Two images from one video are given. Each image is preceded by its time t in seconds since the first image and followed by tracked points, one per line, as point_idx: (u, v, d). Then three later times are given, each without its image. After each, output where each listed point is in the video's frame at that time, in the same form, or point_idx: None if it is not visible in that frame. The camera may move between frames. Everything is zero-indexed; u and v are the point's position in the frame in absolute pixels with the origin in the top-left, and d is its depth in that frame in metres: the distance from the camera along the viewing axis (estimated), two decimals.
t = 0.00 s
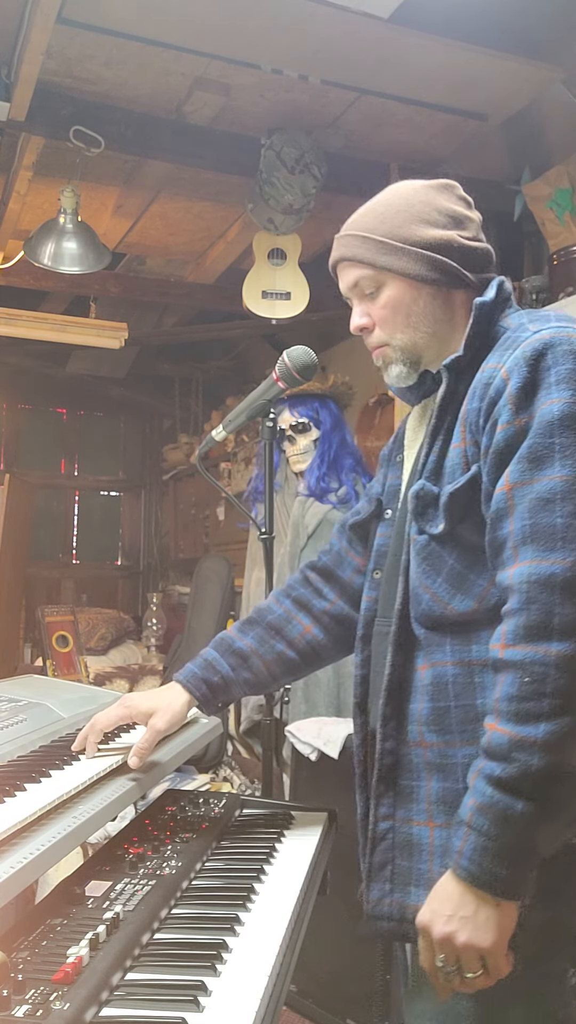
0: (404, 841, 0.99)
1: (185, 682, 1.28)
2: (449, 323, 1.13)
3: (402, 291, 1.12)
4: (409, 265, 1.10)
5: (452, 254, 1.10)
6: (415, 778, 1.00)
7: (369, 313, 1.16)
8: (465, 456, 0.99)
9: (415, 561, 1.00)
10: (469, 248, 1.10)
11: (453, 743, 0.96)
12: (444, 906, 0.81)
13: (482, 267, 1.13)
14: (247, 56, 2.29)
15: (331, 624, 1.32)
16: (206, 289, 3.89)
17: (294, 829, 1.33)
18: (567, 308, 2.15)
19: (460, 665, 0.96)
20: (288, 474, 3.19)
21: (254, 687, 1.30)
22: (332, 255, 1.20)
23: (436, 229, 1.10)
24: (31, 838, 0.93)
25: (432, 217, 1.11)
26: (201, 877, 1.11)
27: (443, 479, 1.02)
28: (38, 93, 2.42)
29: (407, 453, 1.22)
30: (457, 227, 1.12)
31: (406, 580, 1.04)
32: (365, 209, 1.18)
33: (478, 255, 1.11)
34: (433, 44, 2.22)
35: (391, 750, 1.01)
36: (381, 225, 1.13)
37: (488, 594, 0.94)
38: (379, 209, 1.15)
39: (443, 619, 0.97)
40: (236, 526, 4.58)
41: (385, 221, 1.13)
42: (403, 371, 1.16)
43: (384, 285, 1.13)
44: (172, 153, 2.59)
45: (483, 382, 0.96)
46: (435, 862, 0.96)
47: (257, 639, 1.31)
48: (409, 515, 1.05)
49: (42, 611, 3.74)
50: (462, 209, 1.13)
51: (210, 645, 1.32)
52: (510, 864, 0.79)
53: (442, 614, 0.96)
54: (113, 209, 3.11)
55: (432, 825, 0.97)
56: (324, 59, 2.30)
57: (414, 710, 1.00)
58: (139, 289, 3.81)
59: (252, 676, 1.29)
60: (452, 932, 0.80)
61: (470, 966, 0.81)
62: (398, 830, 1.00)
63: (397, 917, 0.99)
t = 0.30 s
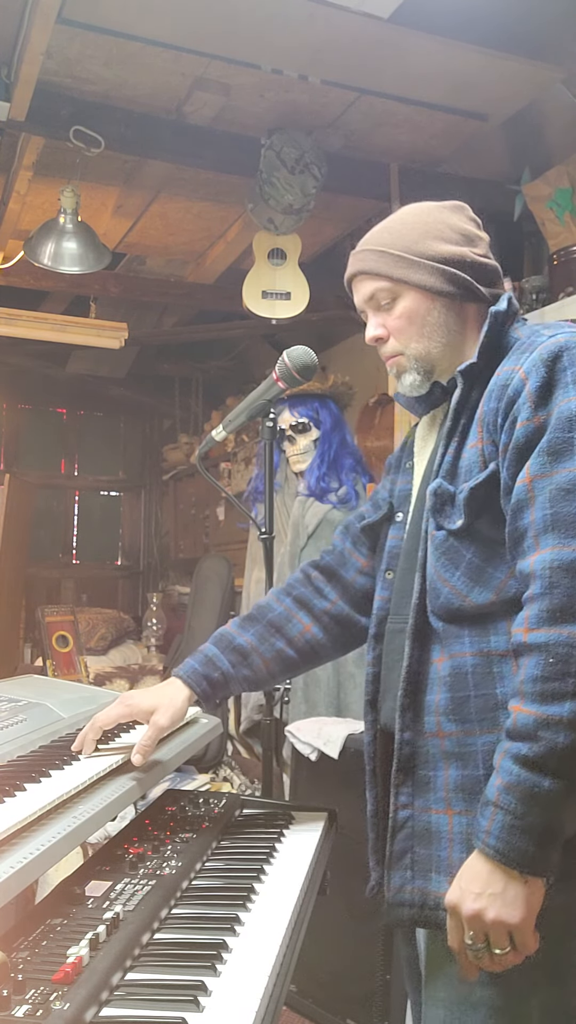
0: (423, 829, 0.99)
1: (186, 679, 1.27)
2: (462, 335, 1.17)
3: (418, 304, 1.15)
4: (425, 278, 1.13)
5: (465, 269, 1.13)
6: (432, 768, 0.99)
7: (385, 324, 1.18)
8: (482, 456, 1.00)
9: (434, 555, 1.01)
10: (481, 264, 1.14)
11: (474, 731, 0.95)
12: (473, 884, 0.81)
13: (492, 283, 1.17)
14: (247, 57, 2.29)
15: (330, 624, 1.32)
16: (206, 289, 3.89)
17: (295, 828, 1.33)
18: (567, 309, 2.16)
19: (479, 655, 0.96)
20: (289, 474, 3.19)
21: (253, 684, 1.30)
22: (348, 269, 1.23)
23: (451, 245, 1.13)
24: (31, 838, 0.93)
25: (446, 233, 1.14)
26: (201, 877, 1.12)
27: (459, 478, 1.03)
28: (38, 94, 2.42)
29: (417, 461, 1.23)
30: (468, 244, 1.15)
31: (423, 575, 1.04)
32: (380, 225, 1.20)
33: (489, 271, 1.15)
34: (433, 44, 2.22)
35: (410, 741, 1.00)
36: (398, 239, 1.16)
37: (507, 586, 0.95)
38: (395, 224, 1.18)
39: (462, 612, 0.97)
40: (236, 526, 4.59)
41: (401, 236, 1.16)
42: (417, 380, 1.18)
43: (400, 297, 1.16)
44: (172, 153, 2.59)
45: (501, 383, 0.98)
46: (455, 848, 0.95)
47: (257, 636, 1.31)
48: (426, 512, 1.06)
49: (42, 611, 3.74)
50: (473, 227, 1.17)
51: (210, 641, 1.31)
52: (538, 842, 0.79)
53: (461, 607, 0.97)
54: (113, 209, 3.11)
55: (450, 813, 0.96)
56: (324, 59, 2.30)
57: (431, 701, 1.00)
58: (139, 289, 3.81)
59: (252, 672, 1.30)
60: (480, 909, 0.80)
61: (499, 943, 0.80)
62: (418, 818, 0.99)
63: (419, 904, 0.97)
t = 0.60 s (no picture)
0: (434, 821, 0.98)
1: (187, 673, 1.27)
2: (470, 349, 1.17)
3: (428, 317, 1.15)
4: (436, 292, 1.14)
5: (473, 284, 1.15)
6: (444, 761, 0.99)
7: (395, 337, 1.18)
8: (491, 457, 1.01)
9: (446, 555, 1.01)
10: (487, 280, 1.16)
11: (488, 724, 0.95)
12: (487, 865, 0.81)
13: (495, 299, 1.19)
14: (247, 56, 2.29)
15: (330, 623, 1.33)
16: (205, 289, 3.89)
17: (295, 829, 1.33)
18: (567, 309, 2.16)
19: (493, 650, 0.96)
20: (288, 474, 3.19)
21: (253, 680, 1.31)
22: (357, 285, 1.23)
23: (459, 261, 1.15)
24: (31, 838, 0.93)
25: (454, 249, 1.16)
26: (201, 877, 1.11)
27: (469, 479, 1.04)
28: (38, 94, 2.42)
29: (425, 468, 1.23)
30: (474, 260, 1.17)
31: (434, 573, 1.04)
32: (388, 241, 1.21)
33: (494, 287, 1.17)
34: (432, 44, 2.22)
35: (421, 734, 1.01)
36: (407, 254, 1.16)
37: (519, 582, 0.95)
38: (403, 239, 1.18)
39: (475, 608, 0.97)
40: (236, 526, 4.59)
41: (411, 250, 1.16)
42: (426, 391, 1.18)
43: (410, 310, 1.16)
44: (172, 153, 2.59)
45: (508, 387, 0.99)
46: (466, 837, 0.95)
47: (257, 633, 1.32)
48: (438, 513, 1.07)
49: (42, 611, 3.74)
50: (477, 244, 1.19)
51: (210, 637, 1.31)
52: (551, 824, 0.79)
53: (474, 604, 0.97)
54: (113, 209, 3.11)
55: (461, 804, 0.96)
56: (324, 59, 2.30)
57: (444, 696, 1.00)
58: (139, 289, 3.81)
59: (252, 669, 1.30)
60: (495, 890, 0.80)
61: (513, 923, 0.80)
62: (429, 810, 0.99)
63: (431, 894, 0.96)
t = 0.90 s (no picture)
0: (435, 816, 0.98)
1: (187, 671, 1.27)
2: (472, 354, 1.18)
3: (433, 323, 1.15)
4: (441, 298, 1.14)
5: (475, 290, 1.15)
6: (446, 756, 0.99)
7: (399, 343, 1.18)
8: (492, 457, 1.01)
9: (448, 554, 1.01)
10: (489, 287, 1.16)
11: (491, 719, 0.95)
12: (489, 855, 0.81)
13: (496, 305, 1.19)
14: (247, 57, 2.29)
15: (330, 620, 1.33)
16: (205, 289, 3.89)
17: (295, 828, 1.33)
18: (567, 309, 2.16)
19: (495, 646, 0.96)
20: (289, 474, 3.19)
21: (254, 678, 1.30)
22: (359, 292, 1.22)
23: (462, 268, 1.15)
24: (31, 838, 0.93)
25: (457, 256, 1.16)
26: (201, 877, 1.12)
27: (471, 480, 1.04)
28: (38, 94, 2.42)
29: (426, 470, 1.22)
30: (476, 267, 1.18)
31: (436, 572, 1.05)
32: (390, 248, 1.21)
33: (495, 293, 1.18)
34: (433, 44, 2.22)
35: (422, 729, 1.01)
36: (412, 260, 1.16)
37: (521, 579, 0.96)
38: (406, 246, 1.18)
39: (478, 606, 0.97)
40: (236, 527, 4.59)
41: (416, 257, 1.16)
42: (430, 396, 1.18)
43: (415, 316, 1.16)
44: (172, 153, 2.59)
45: (509, 387, 0.99)
46: (466, 831, 0.94)
47: (258, 630, 1.31)
48: (440, 512, 1.07)
49: (42, 611, 3.74)
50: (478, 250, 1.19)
51: (211, 633, 1.31)
52: (553, 814, 0.80)
53: (477, 602, 0.97)
54: (113, 209, 3.11)
55: (462, 797, 0.96)
56: (324, 59, 2.30)
57: (446, 692, 1.00)
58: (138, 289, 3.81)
59: (253, 666, 1.30)
60: (495, 881, 0.80)
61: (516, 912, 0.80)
62: (429, 805, 0.98)
63: (431, 888, 0.96)
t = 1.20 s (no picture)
0: (425, 819, 0.98)
1: (187, 671, 1.27)
2: (470, 351, 1.18)
3: (431, 320, 1.15)
4: (440, 295, 1.13)
5: (473, 287, 1.15)
6: (436, 760, 0.99)
7: (396, 340, 1.17)
8: (484, 457, 1.01)
9: (439, 555, 1.01)
10: (487, 283, 1.16)
11: (479, 723, 0.96)
12: (466, 859, 0.82)
13: (494, 302, 1.19)
14: (247, 56, 2.29)
15: (330, 620, 1.33)
16: (205, 289, 3.89)
17: (295, 828, 1.33)
18: (567, 309, 2.16)
19: (484, 650, 0.96)
20: (289, 474, 3.19)
21: (254, 678, 1.30)
22: (357, 288, 1.22)
23: (461, 264, 1.15)
24: (31, 838, 0.93)
25: (456, 252, 1.16)
26: (201, 877, 1.12)
27: (462, 480, 1.04)
28: (38, 94, 2.42)
29: (423, 469, 1.23)
30: (475, 264, 1.17)
31: (427, 573, 1.05)
32: (388, 245, 1.21)
33: (493, 290, 1.18)
34: (433, 44, 2.22)
35: (413, 733, 1.01)
36: (410, 256, 1.16)
37: (510, 582, 0.95)
38: (405, 242, 1.18)
39: (467, 608, 0.97)
40: (236, 527, 4.59)
41: (414, 254, 1.16)
42: (428, 394, 1.18)
43: (413, 313, 1.16)
44: (172, 153, 2.59)
45: (501, 387, 0.99)
46: (454, 835, 0.95)
47: (258, 630, 1.31)
48: (432, 513, 1.07)
49: (42, 611, 3.74)
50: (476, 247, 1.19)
51: (211, 633, 1.31)
52: (534, 819, 0.80)
53: (466, 603, 0.97)
54: (113, 209, 3.11)
55: (451, 802, 0.96)
56: (324, 59, 2.30)
57: (436, 695, 1.00)
58: (139, 289, 3.81)
59: (253, 665, 1.30)
60: (473, 885, 0.80)
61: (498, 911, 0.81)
62: (420, 808, 0.99)
63: (420, 891, 0.97)
